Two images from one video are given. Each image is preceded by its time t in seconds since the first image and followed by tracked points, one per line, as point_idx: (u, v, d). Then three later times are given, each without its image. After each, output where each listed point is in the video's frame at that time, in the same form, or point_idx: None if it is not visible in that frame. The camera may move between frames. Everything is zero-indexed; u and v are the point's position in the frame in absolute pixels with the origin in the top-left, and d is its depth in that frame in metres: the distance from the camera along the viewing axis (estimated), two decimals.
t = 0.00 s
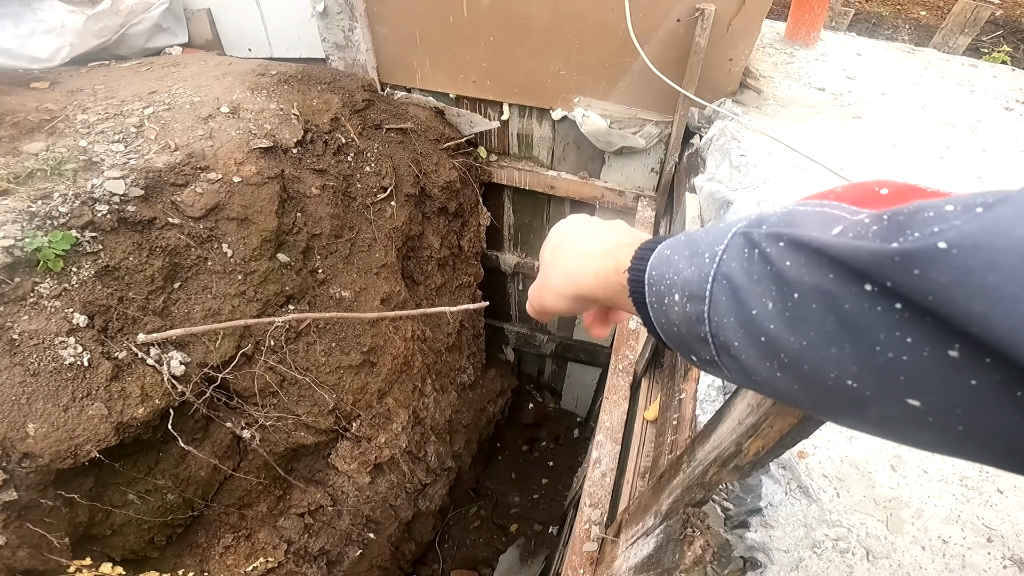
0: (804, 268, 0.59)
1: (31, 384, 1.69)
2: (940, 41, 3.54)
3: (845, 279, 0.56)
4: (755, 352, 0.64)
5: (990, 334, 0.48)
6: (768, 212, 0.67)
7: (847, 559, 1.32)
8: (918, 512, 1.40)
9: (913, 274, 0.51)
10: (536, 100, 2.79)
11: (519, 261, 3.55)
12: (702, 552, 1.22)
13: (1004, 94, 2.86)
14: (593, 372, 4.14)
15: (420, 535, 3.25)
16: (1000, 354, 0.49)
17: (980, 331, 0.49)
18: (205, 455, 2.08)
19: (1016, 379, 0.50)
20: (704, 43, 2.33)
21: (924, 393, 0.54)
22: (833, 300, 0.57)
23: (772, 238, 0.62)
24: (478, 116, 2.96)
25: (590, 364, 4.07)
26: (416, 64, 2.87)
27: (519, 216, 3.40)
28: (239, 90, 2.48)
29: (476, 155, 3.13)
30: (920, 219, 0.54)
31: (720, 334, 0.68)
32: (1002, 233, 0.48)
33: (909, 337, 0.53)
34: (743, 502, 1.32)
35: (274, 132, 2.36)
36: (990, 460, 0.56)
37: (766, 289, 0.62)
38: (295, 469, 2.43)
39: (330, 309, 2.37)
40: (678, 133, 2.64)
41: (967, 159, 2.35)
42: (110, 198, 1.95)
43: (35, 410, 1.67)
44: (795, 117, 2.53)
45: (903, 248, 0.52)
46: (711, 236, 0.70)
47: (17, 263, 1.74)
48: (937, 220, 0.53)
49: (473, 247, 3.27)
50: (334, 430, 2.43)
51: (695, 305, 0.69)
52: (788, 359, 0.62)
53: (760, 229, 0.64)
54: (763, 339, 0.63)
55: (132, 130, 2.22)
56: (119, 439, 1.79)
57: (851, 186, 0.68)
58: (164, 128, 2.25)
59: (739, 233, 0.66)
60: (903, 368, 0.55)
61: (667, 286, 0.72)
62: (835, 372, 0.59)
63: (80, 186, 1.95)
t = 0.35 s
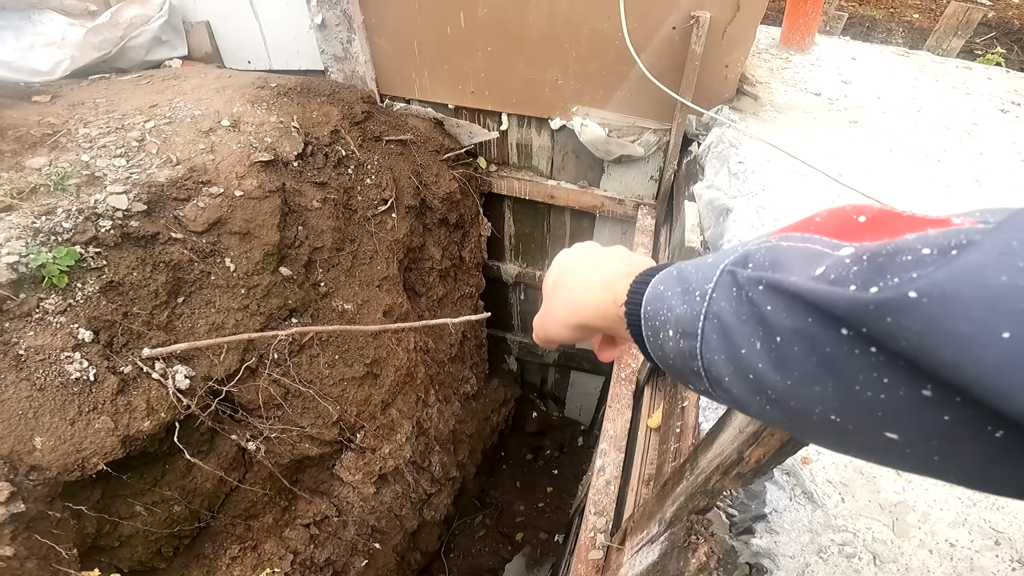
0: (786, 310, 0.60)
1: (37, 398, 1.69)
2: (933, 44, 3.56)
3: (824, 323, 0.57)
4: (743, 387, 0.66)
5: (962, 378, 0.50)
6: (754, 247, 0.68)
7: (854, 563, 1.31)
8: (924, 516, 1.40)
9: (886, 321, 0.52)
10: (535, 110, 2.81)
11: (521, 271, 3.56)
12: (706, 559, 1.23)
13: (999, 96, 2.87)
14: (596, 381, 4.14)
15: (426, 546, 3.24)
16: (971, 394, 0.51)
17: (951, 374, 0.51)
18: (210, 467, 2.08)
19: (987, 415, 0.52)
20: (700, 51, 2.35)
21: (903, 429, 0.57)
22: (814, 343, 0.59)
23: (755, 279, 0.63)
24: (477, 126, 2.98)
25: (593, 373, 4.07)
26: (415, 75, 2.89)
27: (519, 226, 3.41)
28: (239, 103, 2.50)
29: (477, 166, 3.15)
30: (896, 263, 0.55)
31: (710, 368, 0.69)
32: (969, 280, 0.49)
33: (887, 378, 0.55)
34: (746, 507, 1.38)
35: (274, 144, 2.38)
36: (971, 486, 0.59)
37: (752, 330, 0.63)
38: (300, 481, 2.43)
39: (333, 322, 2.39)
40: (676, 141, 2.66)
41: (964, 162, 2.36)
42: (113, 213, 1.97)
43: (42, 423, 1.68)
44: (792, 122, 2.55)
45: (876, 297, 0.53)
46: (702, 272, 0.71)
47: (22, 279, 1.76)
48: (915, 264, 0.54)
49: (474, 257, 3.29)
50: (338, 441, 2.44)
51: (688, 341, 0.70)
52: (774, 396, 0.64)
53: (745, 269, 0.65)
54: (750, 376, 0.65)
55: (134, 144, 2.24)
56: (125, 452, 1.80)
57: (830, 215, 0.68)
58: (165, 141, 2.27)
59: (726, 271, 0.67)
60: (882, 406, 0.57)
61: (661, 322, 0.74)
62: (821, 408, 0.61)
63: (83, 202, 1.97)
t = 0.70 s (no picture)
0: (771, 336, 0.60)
1: (47, 407, 1.71)
2: (926, 47, 3.60)
3: (805, 350, 0.58)
4: (734, 406, 0.67)
5: (937, 400, 0.52)
6: (734, 266, 0.67)
7: (863, 562, 1.32)
8: (932, 514, 1.41)
9: (860, 350, 0.54)
10: (533, 119, 2.84)
11: (523, 280, 3.58)
12: (714, 557, 1.23)
13: (992, 98, 2.90)
14: (599, 388, 4.15)
15: (432, 556, 3.23)
16: (944, 416, 0.53)
17: (927, 397, 0.52)
18: (218, 476, 2.09)
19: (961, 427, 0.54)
20: (696, 57, 2.38)
21: (887, 442, 0.58)
22: (797, 368, 0.59)
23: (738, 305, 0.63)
24: (477, 136, 3.02)
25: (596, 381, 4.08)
26: (415, 85, 2.93)
27: (520, 235, 3.44)
28: (242, 115, 2.54)
29: (477, 176, 3.18)
30: (873, 285, 0.55)
31: (704, 386, 0.70)
32: (935, 309, 0.51)
33: (869, 400, 0.57)
34: (753, 508, 1.39)
35: (278, 155, 2.41)
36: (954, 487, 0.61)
37: (739, 356, 0.63)
38: (307, 490, 2.44)
39: (338, 332, 2.40)
40: (675, 147, 2.69)
41: (959, 164, 2.38)
42: (120, 224, 1.99)
43: (52, 433, 1.70)
44: (789, 127, 2.57)
45: (851, 327, 0.54)
46: (688, 294, 0.70)
47: (31, 291, 1.78)
48: (890, 287, 0.54)
49: (476, 267, 3.31)
50: (343, 451, 2.45)
51: (683, 361, 0.71)
52: (762, 415, 0.65)
53: (729, 294, 0.64)
54: (739, 399, 0.66)
55: (139, 156, 2.27)
56: (134, 460, 1.81)
57: (807, 229, 0.68)
58: (170, 153, 2.30)
59: (712, 294, 0.66)
60: (865, 423, 0.58)
61: (657, 343, 0.74)
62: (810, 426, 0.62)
63: (90, 214, 1.99)
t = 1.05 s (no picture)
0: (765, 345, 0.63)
1: (46, 415, 1.71)
2: (919, 54, 3.64)
3: (800, 362, 0.60)
4: (733, 414, 0.70)
5: (924, 412, 0.53)
6: (737, 278, 0.69)
7: (863, 566, 1.33)
8: (931, 518, 1.42)
9: (849, 363, 0.56)
10: (531, 127, 2.86)
11: (521, 288, 3.59)
12: (715, 562, 1.23)
13: (985, 104, 2.93)
14: (597, 396, 4.15)
15: (430, 565, 3.22)
16: (932, 426, 0.54)
17: (913, 408, 0.54)
18: (216, 484, 2.09)
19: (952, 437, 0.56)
20: (692, 66, 2.40)
21: (880, 450, 0.60)
22: (792, 379, 0.61)
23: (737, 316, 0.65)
24: (475, 144, 3.03)
25: (594, 389, 4.07)
26: (414, 94, 2.94)
27: (518, 243, 3.45)
28: (242, 123, 2.55)
29: (476, 184, 3.19)
30: (865, 300, 0.57)
31: (707, 395, 0.72)
32: (921, 324, 0.52)
33: (860, 409, 0.58)
34: (752, 514, 1.40)
35: (277, 164, 2.42)
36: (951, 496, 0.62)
37: (737, 366, 0.66)
38: (306, 498, 2.44)
39: (336, 340, 2.40)
40: (672, 156, 2.71)
41: (953, 171, 2.41)
42: (120, 232, 2.00)
43: (51, 440, 1.69)
44: (784, 135, 2.60)
45: (839, 341, 0.56)
46: (693, 305, 0.73)
47: (31, 299, 1.79)
48: (882, 302, 0.56)
49: (475, 275, 3.32)
50: (343, 459, 2.45)
51: (686, 370, 0.73)
52: (761, 425, 0.67)
53: (729, 307, 0.67)
54: (738, 407, 0.68)
55: (139, 164, 2.28)
56: (133, 468, 1.81)
57: (803, 241, 0.69)
58: (170, 161, 2.31)
59: (713, 306, 0.69)
60: (857, 431, 0.60)
61: (659, 353, 0.76)
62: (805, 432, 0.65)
63: (90, 222, 2.00)
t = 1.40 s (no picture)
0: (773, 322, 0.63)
1: (40, 420, 1.71)
2: (910, 60, 3.68)
3: (809, 331, 0.60)
4: (738, 395, 0.69)
5: (934, 374, 0.53)
6: (742, 263, 0.71)
7: (855, 569, 1.34)
8: (921, 521, 1.43)
9: (857, 329, 0.56)
10: (527, 134, 2.87)
11: (515, 294, 3.60)
12: (708, 565, 1.25)
13: (974, 111, 2.97)
14: (592, 401, 4.15)
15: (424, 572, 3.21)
16: (940, 391, 0.54)
17: (922, 370, 0.54)
18: (210, 488, 2.08)
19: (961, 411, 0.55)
20: (686, 73, 2.43)
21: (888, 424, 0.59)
22: (800, 349, 0.61)
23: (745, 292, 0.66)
24: (471, 151, 3.05)
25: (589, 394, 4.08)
26: (410, 100, 2.96)
27: (514, 250, 3.46)
28: (238, 128, 2.55)
29: (471, 191, 3.20)
30: (868, 272, 0.58)
31: (711, 376, 0.72)
32: (928, 289, 0.53)
33: (868, 377, 0.58)
34: (746, 518, 1.39)
35: (273, 169, 2.43)
36: (961, 477, 0.61)
37: (744, 342, 0.66)
38: (300, 503, 2.43)
39: (332, 346, 2.40)
40: (667, 162, 2.73)
41: (943, 178, 2.43)
42: (115, 237, 2.00)
43: (45, 445, 1.69)
44: (778, 142, 2.62)
45: (847, 308, 0.57)
46: (698, 288, 0.73)
47: (25, 304, 1.78)
48: (886, 272, 0.57)
49: (470, 282, 3.33)
50: (338, 464, 2.44)
51: (688, 353, 0.73)
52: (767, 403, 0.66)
53: (735, 284, 0.68)
54: (744, 384, 0.67)
55: (135, 168, 2.28)
56: (126, 473, 1.80)
57: (810, 231, 0.73)
58: (165, 166, 2.31)
59: (719, 287, 0.70)
60: (866, 402, 0.60)
61: (661, 336, 0.76)
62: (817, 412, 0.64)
63: (85, 227, 1.99)
